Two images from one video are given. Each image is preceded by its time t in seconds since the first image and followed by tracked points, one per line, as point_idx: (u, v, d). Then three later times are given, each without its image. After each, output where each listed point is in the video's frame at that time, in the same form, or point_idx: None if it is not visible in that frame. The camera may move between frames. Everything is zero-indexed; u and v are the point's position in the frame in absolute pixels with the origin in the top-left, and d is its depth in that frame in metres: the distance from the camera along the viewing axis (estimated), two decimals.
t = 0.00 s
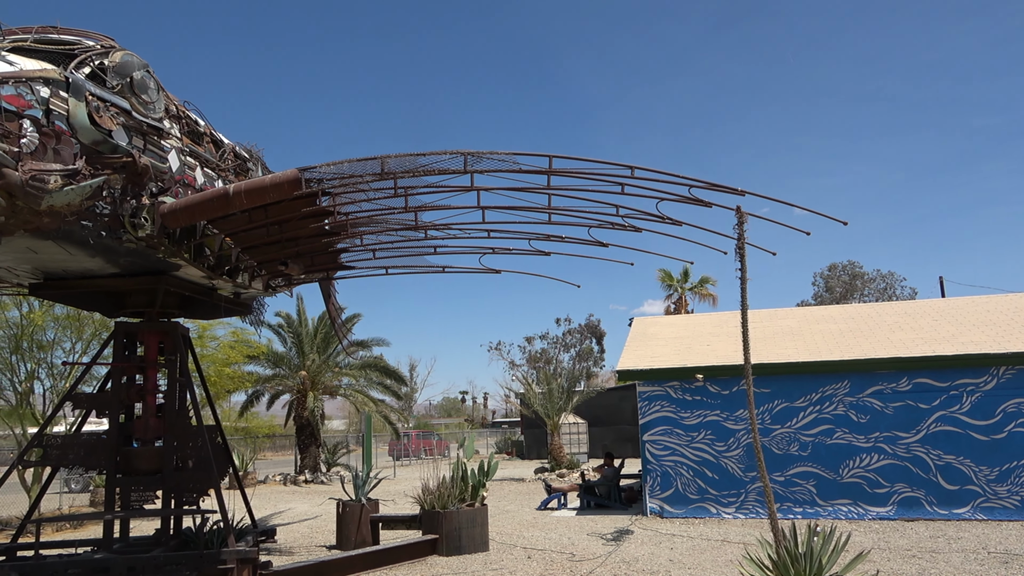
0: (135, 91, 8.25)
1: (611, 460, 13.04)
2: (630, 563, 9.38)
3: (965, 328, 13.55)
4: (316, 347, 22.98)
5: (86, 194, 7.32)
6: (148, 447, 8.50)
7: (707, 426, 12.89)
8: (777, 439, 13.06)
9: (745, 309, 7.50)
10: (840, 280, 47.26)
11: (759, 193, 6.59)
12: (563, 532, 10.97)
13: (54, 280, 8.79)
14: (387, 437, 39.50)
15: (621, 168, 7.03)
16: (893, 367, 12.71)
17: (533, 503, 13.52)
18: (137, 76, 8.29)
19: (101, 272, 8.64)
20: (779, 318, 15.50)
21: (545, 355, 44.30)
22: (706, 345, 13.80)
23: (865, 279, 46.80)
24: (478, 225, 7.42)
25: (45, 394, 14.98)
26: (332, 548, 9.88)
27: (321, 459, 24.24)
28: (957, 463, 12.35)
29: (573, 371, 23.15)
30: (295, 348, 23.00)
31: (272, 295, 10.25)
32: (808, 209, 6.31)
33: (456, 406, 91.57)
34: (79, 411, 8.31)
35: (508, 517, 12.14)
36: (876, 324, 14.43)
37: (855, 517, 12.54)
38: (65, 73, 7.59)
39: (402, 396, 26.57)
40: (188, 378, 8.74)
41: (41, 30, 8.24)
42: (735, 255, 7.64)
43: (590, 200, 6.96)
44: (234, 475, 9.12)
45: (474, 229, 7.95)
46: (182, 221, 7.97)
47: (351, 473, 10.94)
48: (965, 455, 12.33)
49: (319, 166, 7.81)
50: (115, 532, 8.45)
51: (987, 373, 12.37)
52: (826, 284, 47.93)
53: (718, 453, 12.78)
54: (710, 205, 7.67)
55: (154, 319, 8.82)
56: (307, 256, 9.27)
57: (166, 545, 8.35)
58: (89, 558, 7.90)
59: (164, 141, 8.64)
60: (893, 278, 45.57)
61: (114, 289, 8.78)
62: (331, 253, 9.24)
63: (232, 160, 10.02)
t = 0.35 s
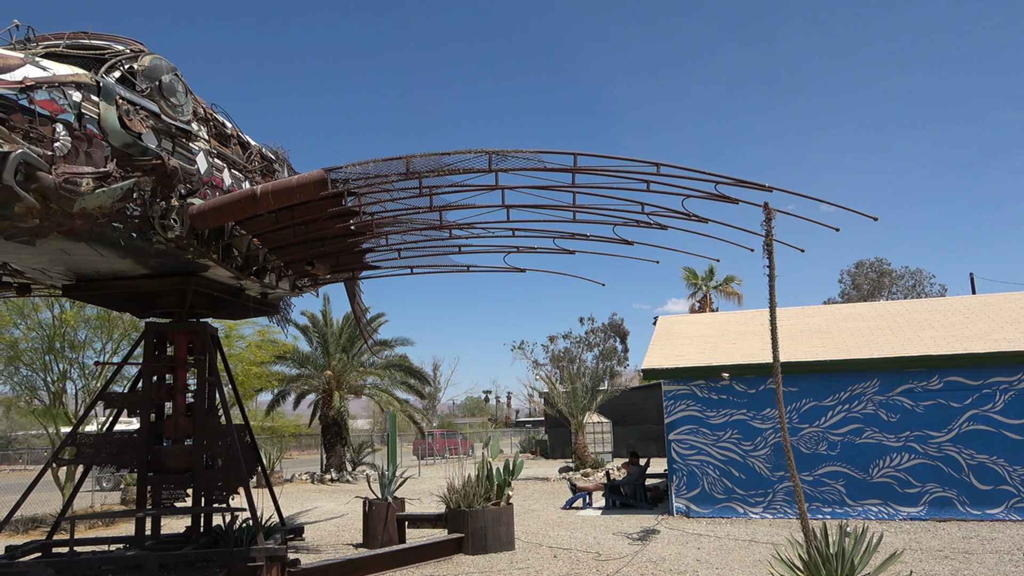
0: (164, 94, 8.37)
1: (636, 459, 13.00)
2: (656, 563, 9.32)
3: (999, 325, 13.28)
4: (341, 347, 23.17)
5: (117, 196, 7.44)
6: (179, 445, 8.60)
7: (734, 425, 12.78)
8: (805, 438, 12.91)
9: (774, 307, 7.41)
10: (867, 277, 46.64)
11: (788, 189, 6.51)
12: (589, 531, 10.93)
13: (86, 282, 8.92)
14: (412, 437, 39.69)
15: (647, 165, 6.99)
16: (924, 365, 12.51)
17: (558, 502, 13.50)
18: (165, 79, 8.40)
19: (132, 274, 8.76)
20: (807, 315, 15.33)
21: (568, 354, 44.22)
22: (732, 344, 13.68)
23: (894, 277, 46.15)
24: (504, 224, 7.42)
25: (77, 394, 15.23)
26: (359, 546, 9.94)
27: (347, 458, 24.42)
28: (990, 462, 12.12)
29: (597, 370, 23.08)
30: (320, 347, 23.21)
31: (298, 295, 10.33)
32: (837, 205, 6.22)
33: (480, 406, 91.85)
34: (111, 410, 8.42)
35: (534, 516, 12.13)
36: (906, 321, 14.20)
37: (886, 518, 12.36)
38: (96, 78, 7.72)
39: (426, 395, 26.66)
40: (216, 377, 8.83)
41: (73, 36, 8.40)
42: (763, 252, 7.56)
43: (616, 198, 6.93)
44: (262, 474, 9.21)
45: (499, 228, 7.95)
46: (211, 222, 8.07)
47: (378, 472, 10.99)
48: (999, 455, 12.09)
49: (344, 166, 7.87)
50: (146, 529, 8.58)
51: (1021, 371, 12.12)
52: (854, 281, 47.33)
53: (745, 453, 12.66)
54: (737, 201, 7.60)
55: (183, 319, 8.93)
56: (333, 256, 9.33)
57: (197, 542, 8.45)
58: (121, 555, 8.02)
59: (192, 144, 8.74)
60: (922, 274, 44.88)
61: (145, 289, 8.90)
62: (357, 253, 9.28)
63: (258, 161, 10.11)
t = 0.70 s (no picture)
0: (192, 98, 8.47)
1: (661, 459, 12.92)
2: (683, 563, 9.26)
3: None
4: (366, 347, 23.34)
5: (147, 199, 7.57)
6: (208, 444, 8.70)
7: (760, 424, 12.66)
8: (834, 437, 12.76)
9: (803, 304, 7.33)
10: (895, 275, 46.00)
11: (817, 185, 6.43)
12: (614, 531, 10.89)
13: (117, 284, 9.06)
14: (435, 436, 39.86)
15: (672, 162, 6.95)
16: (955, 363, 12.30)
17: (582, 501, 13.46)
18: (193, 83, 8.51)
19: (162, 275, 8.89)
20: (834, 313, 15.13)
21: (591, 353, 44.14)
22: (758, 342, 13.55)
23: (922, 274, 45.44)
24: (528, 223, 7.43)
25: (108, 394, 15.47)
26: (384, 545, 9.99)
27: (371, 458, 24.59)
28: None
29: (621, 369, 23.00)
30: (344, 347, 23.39)
31: (324, 295, 10.41)
32: (867, 200, 6.14)
33: (503, 405, 91.97)
34: (142, 409, 8.55)
35: (559, 516, 12.10)
36: (936, 319, 13.97)
37: (916, 518, 12.17)
38: (126, 82, 7.85)
39: (449, 395, 26.75)
40: (244, 377, 8.93)
41: (103, 41, 8.51)
42: (791, 249, 7.48)
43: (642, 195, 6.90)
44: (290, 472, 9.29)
45: (524, 227, 7.95)
46: (237, 224, 8.17)
47: (404, 471, 11.05)
48: None
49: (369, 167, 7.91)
50: (177, 527, 8.69)
51: None
52: (881, 278, 46.70)
53: (772, 452, 12.54)
54: (764, 198, 7.53)
55: (212, 320, 9.04)
56: (358, 257, 9.39)
57: (226, 540, 8.55)
58: (153, 552, 8.14)
59: (219, 146, 8.83)
60: (951, 271, 44.15)
61: (174, 290, 9.01)
62: (382, 253, 9.33)
63: (284, 163, 10.20)
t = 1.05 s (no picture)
0: (220, 100, 8.57)
1: (687, 459, 12.81)
2: (711, 563, 9.19)
3: None
4: (391, 346, 23.49)
5: (177, 200, 7.71)
6: (237, 442, 8.79)
7: (788, 424, 12.53)
8: (863, 437, 12.59)
9: (833, 302, 7.23)
10: (925, 272, 45.33)
11: (849, 181, 6.34)
12: (640, 531, 10.84)
13: (147, 284, 9.18)
14: (459, 436, 39.99)
15: (700, 160, 6.90)
16: (988, 362, 12.07)
17: (608, 501, 13.41)
18: (221, 85, 8.60)
19: (191, 275, 8.99)
20: (863, 312, 14.92)
21: (615, 352, 44.00)
22: (785, 341, 13.40)
23: (953, 271, 44.69)
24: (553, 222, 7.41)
25: (138, 393, 15.69)
26: (411, 543, 10.03)
27: (397, 456, 24.76)
28: None
29: (646, 368, 22.91)
30: (369, 347, 23.54)
31: (350, 295, 10.48)
32: (900, 196, 6.05)
33: (526, 404, 92.01)
34: (172, 408, 8.65)
35: (584, 515, 12.06)
36: (969, 317, 13.72)
37: (949, 519, 11.96)
38: (156, 85, 7.97)
39: (474, 394, 26.82)
40: (272, 376, 9.00)
41: (134, 45, 8.63)
42: (821, 246, 7.39)
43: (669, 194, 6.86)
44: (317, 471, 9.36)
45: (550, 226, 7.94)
46: (266, 224, 8.25)
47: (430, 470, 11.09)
48: None
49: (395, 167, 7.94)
50: (208, 525, 8.79)
51: None
52: (911, 276, 46.03)
53: (801, 452, 12.40)
54: (793, 195, 7.45)
55: (240, 319, 9.13)
56: (384, 257, 9.43)
57: (256, 538, 8.62)
58: (184, 549, 8.23)
59: (247, 148, 8.91)
60: (982, 268, 43.37)
61: (204, 291, 9.11)
62: (408, 253, 9.37)
63: (311, 164, 10.27)
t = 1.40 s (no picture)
0: (248, 103, 8.65)
1: (713, 459, 12.72)
2: (738, 564, 9.13)
3: None
4: (415, 346, 23.57)
5: (206, 202, 7.80)
6: (265, 442, 8.86)
7: (816, 423, 12.40)
8: (892, 437, 12.43)
9: (864, 301, 7.14)
10: (953, 270, 44.67)
11: (881, 178, 6.26)
12: (666, 531, 10.78)
13: (177, 285, 9.29)
14: (482, 435, 40.09)
15: (727, 157, 6.84)
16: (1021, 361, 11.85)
17: (633, 501, 13.35)
18: (249, 88, 8.68)
19: (220, 277, 9.08)
20: (892, 310, 14.72)
21: (638, 351, 43.86)
22: (812, 340, 13.27)
23: (982, 268, 43.95)
24: (579, 222, 7.40)
25: (166, 393, 15.89)
26: (436, 543, 10.06)
27: (421, 456, 24.85)
28: None
29: (671, 368, 22.78)
30: (394, 347, 23.66)
31: (376, 295, 10.52)
32: (933, 193, 5.96)
33: (547, 404, 91.96)
34: (202, 408, 8.74)
35: (610, 515, 12.02)
36: (1001, 315, 13.47)
37: (980, 521, 11.77)
38: (184, 89, 8.05)
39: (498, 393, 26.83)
40: (299, 376, 9.06)
41: (162, 49, 8.73)
42: (852, 244, 7.30)
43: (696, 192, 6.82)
44: (344, 471, 9.41)
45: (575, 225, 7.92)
46: (293, 226, 8.30)
47: (455, 469, 11.11)
48: None
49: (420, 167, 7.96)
50: (237, 523, 8.87)
51: None
52: (939, 274, 45.40)
53: (829, 452, 12.27)
54: (823, 192, 7.37)
55: (268, 320, 9.21)
56: (409, 257, 9.46)
57: (284, 536, 8.68)
58: (213, 547, 8.31)
59: (274, 150, 8.97)
60: (1013, 266, 42.62)
61: (232, 292, 9.20)
62: (433, 253, 9.39)
63: (336, 165, 10.33)
